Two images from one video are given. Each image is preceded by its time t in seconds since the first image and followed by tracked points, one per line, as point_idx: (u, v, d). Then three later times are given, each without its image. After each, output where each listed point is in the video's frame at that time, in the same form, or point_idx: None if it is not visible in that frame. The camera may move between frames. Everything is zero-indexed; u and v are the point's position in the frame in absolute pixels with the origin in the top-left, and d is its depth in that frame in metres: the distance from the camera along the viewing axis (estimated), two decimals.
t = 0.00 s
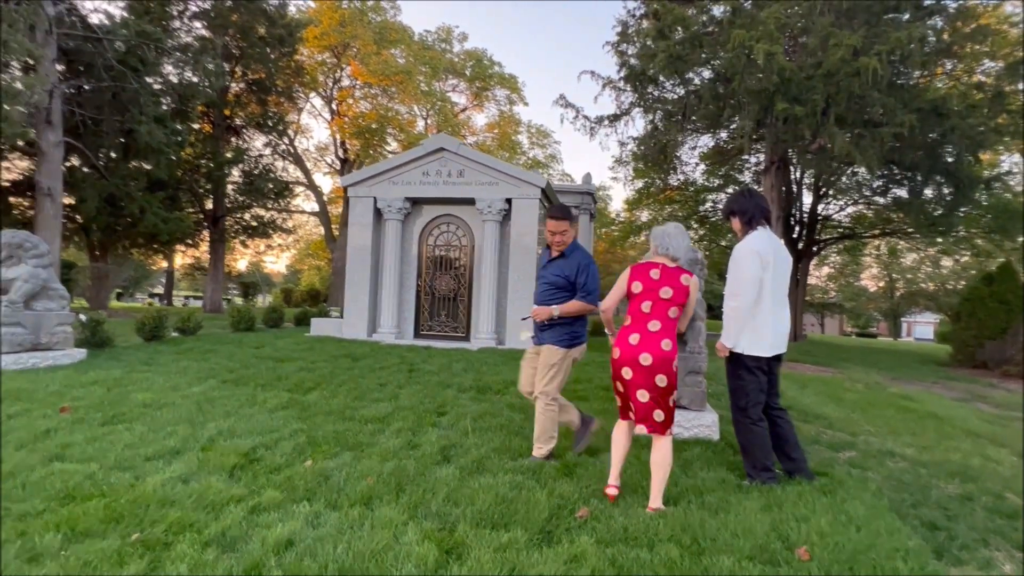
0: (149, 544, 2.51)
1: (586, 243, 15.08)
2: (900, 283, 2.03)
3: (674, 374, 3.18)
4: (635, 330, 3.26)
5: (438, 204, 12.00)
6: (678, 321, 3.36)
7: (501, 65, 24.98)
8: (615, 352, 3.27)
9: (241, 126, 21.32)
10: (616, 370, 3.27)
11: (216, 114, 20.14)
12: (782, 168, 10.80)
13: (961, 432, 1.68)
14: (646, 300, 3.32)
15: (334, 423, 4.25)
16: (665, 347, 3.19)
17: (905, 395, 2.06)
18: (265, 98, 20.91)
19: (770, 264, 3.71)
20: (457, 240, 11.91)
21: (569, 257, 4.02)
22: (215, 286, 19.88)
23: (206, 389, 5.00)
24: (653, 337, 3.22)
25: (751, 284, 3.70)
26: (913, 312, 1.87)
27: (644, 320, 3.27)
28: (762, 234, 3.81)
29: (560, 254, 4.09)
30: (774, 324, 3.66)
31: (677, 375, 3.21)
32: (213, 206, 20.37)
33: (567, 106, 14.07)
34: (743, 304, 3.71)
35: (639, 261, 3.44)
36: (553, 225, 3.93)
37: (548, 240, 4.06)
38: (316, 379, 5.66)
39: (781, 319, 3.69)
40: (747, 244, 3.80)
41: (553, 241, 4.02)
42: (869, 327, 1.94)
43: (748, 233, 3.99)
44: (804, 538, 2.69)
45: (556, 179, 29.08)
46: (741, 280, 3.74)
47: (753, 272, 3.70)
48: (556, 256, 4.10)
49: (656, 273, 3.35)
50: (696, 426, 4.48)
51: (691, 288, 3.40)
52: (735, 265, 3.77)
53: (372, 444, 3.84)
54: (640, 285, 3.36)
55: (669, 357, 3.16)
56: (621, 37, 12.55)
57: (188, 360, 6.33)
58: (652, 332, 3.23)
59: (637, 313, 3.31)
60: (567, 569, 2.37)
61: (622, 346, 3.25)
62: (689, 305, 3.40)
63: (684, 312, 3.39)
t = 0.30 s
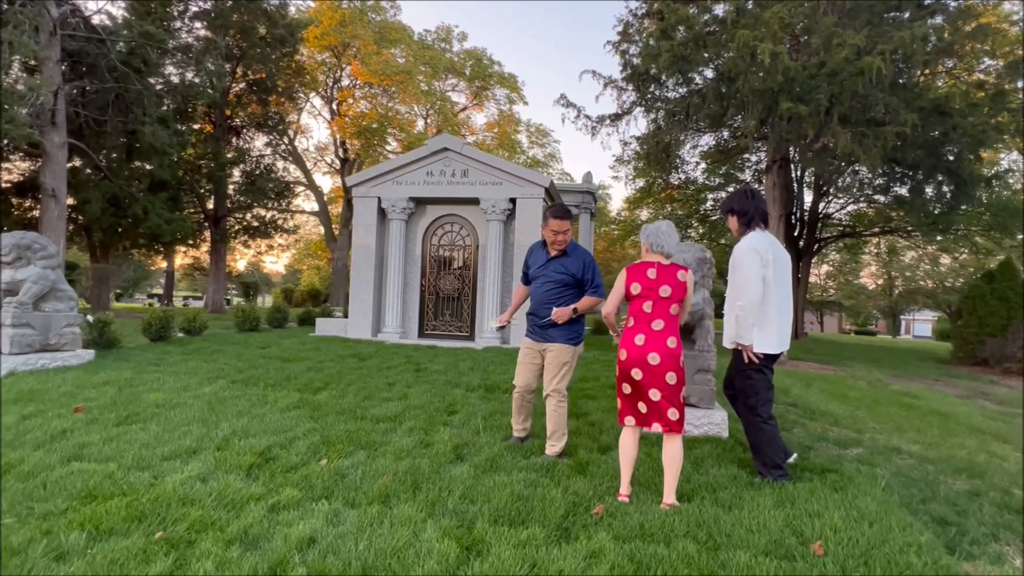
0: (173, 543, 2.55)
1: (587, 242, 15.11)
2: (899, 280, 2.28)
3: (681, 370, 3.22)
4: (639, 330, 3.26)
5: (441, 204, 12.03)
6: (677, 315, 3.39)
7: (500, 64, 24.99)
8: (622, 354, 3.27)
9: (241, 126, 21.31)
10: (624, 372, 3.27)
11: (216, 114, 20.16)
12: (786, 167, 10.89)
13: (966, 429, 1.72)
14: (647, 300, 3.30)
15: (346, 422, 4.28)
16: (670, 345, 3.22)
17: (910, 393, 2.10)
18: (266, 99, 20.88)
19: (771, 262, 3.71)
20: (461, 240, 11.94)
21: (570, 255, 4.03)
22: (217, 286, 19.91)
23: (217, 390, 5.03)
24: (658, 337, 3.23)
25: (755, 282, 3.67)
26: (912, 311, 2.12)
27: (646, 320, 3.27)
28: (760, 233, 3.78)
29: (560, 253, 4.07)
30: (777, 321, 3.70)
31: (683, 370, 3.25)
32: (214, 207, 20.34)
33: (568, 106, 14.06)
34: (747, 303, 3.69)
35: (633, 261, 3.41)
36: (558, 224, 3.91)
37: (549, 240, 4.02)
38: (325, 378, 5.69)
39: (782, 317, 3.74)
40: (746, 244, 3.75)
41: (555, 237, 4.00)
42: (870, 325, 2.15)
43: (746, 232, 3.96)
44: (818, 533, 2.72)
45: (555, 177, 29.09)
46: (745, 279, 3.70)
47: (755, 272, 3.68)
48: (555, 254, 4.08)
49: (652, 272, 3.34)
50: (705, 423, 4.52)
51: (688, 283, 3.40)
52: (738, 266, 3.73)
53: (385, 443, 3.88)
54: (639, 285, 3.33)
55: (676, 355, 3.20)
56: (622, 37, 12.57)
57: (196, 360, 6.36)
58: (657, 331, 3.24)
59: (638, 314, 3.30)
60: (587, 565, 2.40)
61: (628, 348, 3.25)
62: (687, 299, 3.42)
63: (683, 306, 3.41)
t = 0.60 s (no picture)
0: (190, 543, 2.55)
1: (589, 242, 15.10)
2: (899, 279, 2.29)
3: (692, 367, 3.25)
4: (652, 329, 3.22)
5: (445, 205, 12.04)
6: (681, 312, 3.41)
7: (501, 64, 25.00)
8: (634, 353, 3.21)
9: (242, 127, 21.28)
10: (636, 372, 3.21)
11: (218, 116, 20.16)
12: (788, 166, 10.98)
13: (975, 427, 1.72)
14: (656, 299, 3.28)
15: (356, 423, 4.29)
16: (683, 342, 3.23)
17: (916, 391, 2.09)
18: (267, 100, 20.82)
19: (765, 261, 3.73)
20: (465, 240, 11.94)
21: (573, 255, 4.03)
22: (219, 287, 19.90)
23: (225, 390, 5.04)
24: (671, 334, 3.22)
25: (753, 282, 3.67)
26: (912, 310, 1.99)
27: (658, 319, 3.24)
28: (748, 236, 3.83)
29: (562, 253, 4.04)
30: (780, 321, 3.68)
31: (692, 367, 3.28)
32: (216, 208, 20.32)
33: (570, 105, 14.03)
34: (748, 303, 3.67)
35: (638, 259, 3.36)
36: (565, 224, 3.88)
37: (553, 240, 3.96)
38: (333, 379, 5.68)
39: (782, 315, 3.75)
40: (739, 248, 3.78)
41: (558, 237, 3.96)
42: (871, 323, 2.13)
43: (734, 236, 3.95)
44: (834, 531, 2.72)
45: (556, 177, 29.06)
46: (742, 280, 3.70)
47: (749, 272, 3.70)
48: (557, 255, 4.04)
49: (660, 271, 3.32)
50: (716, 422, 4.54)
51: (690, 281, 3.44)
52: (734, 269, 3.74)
53: (396, 443, 3.88)
54: (648, 283, 3.29)
55: (689, 352, 3.22)
56: (624, 37, 12.56)
57: (202, 361, 6.37)
58: (669, 329, 3.22)
59: (649, 313, 3.26)
60: (606, 564, 2.41)
61: (641, 347, 3.20)
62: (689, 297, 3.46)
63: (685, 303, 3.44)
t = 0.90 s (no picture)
0: (195, 550, 2.51)
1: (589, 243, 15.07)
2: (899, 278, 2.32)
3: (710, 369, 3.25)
4: (674, 330, 3.19)
5: (446, 206, 12.00)
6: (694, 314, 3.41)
7: (500, 66, 24.99)
8: (657, 354, 3.16)
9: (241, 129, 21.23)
10: (658, 374, 3.15)
11: (217, 118, 20.12)
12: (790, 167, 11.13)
13: (983, 430, 1.74)
14: (678, 300, 3.24)
15: (360, 426, 4.24)
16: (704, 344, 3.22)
17: (920, 391, 2.14)
18: (267, 102, 20.73)
19: (754, 255, 3.72)
20: (466, 241, 11.90)
21: (583, 256, 4.02)
22: (218, 289, 19.83)
23: (227, 394, 5.00)
24: (693, 336, 3.20)
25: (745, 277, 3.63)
26: (911, 310, 2.11)
27: (681, 321, 3.21)
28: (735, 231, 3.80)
29: (572, 254, 4.02)
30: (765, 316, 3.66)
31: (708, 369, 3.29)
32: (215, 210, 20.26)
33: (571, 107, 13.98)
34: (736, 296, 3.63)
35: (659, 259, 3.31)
36: (579, 223, 3.85)
37: (565, 239, 3.92)
38: (335, 382, 5.64)
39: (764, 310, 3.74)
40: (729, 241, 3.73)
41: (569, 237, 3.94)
42: (870, 324, 2.24)
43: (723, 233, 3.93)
44: (850, 536, 2.67)
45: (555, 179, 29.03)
46: (734, 271, 3.64)
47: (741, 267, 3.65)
48: (568, 255, 4.01)
49: (681, 272, 3.30)
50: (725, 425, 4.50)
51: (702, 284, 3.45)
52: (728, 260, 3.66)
53: (401, 446, 3.83)
54: (670, 284, 3.25)
55: (708, 354, 3.22)
56: (624, 38, 12.54)
57: (203, 364, 6.32)
58: (691, 330, 3.20)
59: (671, 314, 3.21)
60: (619, 570, 2.36)
61: (664, 349, 3.16)
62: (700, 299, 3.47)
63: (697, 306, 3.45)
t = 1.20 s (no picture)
0: (200, 556, 2.46)
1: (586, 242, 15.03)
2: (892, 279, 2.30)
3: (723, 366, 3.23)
4: (685, 330, 3.16)
5: (444, 206, 11.95)
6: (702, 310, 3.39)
7: (494, 66, 24.95)
8: (670, 355, 3.13)
9: (235, 129, 21.06)
10: (673, 375, 3.12)
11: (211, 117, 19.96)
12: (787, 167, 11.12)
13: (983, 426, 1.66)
14: (687, 299, 3.21)
15: (363, 428, 4.18)
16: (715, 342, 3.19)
17: (922, 390, 2.14)
18: (261, 101, 20.53)
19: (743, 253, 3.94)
20: (464, 241, 11.86)
21: (599, 252, 3.97)
22: (212, 289, 19.72)
23: (226, 395, 4.94)
24: (703, 335, 3.17)
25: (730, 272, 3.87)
26: (902, 307, 2.02)
27: (691, 320, 3.18)
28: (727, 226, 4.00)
29: (589, 250, 3.96)
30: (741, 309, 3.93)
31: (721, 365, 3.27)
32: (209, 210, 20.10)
33: (567, 106, 13.94)
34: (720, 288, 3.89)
35: (664, 260, 3.27)
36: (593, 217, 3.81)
37: (580, 234, 3.88)
38: (335, 383, 5.58)
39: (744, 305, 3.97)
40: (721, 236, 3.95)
41: (584, 234, 3.90)
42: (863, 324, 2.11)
43: (715, 230, 4.04)
44: (864, 537, 2.65)
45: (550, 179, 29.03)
46: (724, 265, 3.87)
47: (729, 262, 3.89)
48: (583, 251, 3.96)
49: (688, 270, 3.27)
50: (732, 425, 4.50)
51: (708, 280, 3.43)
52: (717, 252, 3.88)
53: (405, 448, 3.78)
54: (678, 284, 3.22)
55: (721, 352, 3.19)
56: (621, 37, 12.52)
57: (200, 365, 6.24)
58: (702, 329, 3.18)
59: (681, 314, 3.19)
60: (634, 572, 2.33)
61: (677, 349, 3.13)
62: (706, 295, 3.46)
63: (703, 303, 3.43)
